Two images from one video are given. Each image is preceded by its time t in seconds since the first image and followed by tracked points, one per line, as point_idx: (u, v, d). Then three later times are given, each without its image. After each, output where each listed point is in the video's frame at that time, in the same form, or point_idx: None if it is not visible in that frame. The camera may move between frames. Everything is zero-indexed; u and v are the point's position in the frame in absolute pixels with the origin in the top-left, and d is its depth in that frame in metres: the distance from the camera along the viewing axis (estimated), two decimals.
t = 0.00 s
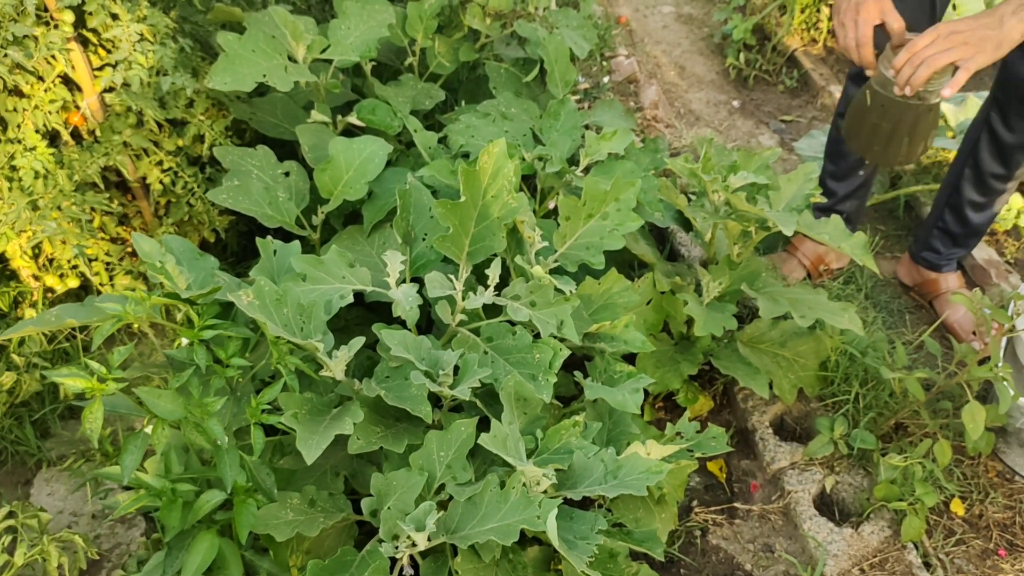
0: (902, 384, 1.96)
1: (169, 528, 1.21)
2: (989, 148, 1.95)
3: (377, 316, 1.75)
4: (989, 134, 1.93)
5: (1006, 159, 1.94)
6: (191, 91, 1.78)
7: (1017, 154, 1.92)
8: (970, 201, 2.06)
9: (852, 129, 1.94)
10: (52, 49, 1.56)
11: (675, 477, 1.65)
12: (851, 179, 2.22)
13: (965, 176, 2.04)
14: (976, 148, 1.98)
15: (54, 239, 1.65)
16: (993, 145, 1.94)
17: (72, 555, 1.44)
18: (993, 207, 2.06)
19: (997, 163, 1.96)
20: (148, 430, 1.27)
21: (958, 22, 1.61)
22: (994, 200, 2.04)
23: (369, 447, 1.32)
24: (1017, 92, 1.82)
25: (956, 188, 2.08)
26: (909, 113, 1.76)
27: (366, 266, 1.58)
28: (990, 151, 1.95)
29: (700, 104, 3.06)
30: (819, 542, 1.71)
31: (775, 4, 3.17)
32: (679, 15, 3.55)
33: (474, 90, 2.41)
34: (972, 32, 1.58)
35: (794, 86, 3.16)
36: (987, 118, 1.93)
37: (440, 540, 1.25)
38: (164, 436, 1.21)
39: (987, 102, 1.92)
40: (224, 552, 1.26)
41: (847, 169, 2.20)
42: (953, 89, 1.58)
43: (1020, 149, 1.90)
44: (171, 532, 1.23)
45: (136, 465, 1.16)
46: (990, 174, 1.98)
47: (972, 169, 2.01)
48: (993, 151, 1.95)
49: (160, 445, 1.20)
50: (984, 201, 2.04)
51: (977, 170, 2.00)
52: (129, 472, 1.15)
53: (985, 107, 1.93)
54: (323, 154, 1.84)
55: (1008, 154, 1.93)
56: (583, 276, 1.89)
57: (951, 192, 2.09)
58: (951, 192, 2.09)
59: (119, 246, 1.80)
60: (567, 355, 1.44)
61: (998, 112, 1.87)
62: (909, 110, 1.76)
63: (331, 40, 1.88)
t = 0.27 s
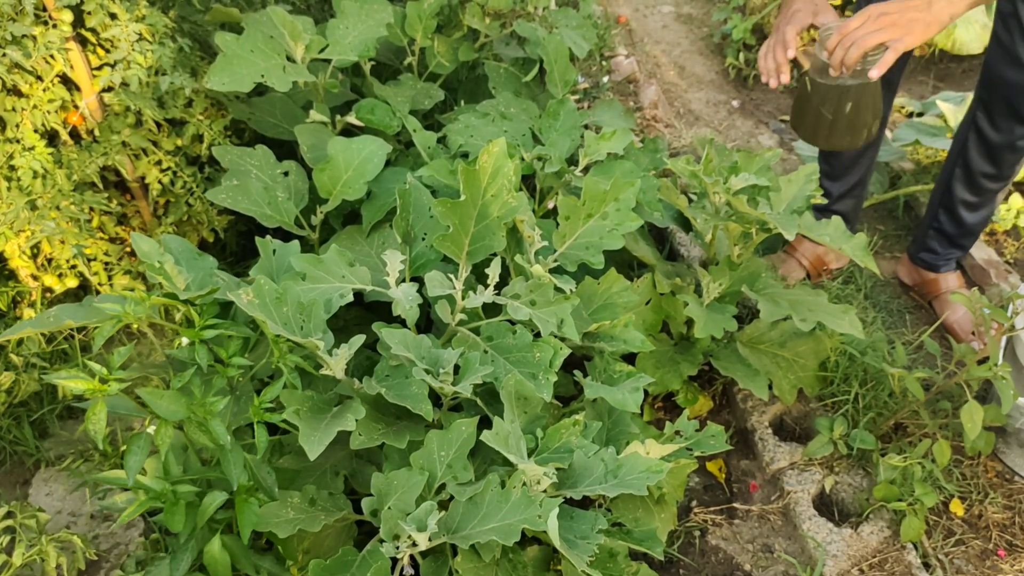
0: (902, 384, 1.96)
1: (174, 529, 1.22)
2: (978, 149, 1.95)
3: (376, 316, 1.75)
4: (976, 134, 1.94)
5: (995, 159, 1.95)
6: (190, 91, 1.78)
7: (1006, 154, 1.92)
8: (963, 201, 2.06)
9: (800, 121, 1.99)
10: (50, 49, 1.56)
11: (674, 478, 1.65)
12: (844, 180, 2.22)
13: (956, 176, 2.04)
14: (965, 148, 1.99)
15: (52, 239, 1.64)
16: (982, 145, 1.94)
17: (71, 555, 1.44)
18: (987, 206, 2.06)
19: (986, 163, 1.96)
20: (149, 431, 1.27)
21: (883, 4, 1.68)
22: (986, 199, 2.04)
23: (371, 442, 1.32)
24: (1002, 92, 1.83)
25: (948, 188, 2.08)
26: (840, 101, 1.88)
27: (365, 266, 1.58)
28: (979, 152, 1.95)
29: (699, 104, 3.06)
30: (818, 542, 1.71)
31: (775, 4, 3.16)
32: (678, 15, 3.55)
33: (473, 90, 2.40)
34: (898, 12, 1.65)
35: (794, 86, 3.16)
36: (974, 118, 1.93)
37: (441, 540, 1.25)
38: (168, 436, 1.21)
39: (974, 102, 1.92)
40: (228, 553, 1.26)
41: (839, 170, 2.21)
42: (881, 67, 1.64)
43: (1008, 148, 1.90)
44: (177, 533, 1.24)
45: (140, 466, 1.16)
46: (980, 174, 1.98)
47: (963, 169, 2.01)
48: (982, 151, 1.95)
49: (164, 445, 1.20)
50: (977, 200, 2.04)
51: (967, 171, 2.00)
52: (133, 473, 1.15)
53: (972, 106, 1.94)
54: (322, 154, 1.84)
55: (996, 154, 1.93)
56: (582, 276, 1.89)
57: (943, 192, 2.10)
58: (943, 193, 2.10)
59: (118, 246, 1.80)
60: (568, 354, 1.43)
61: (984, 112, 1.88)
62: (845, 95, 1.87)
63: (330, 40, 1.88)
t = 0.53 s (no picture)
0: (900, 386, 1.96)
1: (168, 532, 1.22)
2: (968, 149, 1.96)
3: (374, 317, 1.75)
4: (965, 134, 1.94)
5: (987, 159, 1.95)
6: (190, 91, 1.78)
7: (996, 152, 1.92)
8: (957, 202, 2.06)
9: (742, 94, 2.07)
10: (49, 49, 1.56)
11: (673, 479, 1.65)
12: (839, 181, 2.22)
13: (948, 177, 2.05)
14: (955, 149, 1.99)
15: (52, 239, 1.64)
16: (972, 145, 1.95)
17: (69, 556, 1.44)
18: (982, 205, 2.06)
19: (977, 162, 1.97)
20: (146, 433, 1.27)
21: None
22: (980, 199, 2.04)
23: (367, 450, 1.32)
24: (989, 91, 1.84)
25: (941, 189, 2.08)
26: (793, 86, 1.97)
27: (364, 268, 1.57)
28: (970, 151, 1.96)
29: (699, 104, 3.06)
30: (816, 544, 1.71)
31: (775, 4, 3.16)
32: (678, 15, 3.55)
33: (473, 90, 2.40)
34: None
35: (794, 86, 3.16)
36: (963, 119, 1.94)
37: (438, 545, 1.26)
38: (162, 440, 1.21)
39: (961, 102, 1.94)
40: (224, 556, 1.26)
41: (835, 170, 2.21)
42: (819, 51, 1.72)
43: (998, 147, 1.91)
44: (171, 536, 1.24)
45: (133, 469, 1.16)
46: (972, 174, 1.99)
47: (955, 169, 2.02)
48: (972, 151, 1.96)
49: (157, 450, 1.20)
50: (971, 200, 2.05)
51: (960, 171, 2.01)
52: (126, 476, 1.15)
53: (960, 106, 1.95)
54: (321, 154, 1.84)
55: (987, 153, 1.94)
56: (581, 277, 1.89)
57: (937, 193, 2.10)
58: (937, 193, 2.10)
59: (118, 246, 1.80)
60: (566, 357, 1.44)
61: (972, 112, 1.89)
62: (800, 80, 1.96)
63: (329, 40, 1.88)
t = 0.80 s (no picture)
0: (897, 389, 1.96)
1: (163, 535, 1.22)
2: (958, 149, 1.98)
3: (372, 318, 1.75)
4: (954, 135, 1.96)
5: (977, 158, 1.97)
6: (189, 91, 1.78)
7: (986, 151, 1.94)
8: (950, 202, 2.08)
9: (690, 88, 2.26)
10: (49, 49, 1.56)
11: (669, 482, 1.65)
12: (834, 184, 2.22)
13: (940, 178, 2.06)
14: (944, 150, 2.01)
15: (50, 238, 1.65)
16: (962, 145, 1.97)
17: (66, 556, 1.44)
18: (975, 205, 2.07)
19: (968, 162, 1.99)
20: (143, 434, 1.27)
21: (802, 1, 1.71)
22: (973, 199, 2.06)
23: (363, 451, 1.33)
24: (976, 91, 1.86)
25: (934, 190, 2.10)
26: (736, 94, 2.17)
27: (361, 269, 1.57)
28: (960, 152, 1.98)
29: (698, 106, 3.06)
30: (813, 546, 1.72)
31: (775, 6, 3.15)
32: (678, 17, 3.55)
33: (472, 91, 2.41)
34: (817, 12, 1.70)
35: (793, 89, 3.16)
36: (951, 120, 1.96)
37: (433, 546, 1.26)
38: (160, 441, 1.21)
39: (949, 103, 1.96)
40: (219, 555, 1.26)
41: (830, 173, 2.21)
42: (803, 76, 1.70)
43: (987, 146, 1.93)
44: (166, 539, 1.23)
45: (131, 470, 1.16)
46: (964, 174, 2.01)
47: (946, 170, 2.03)
48: (962, 151, 1.98)
49: (156, 450, 1.20)
50: (963, 200, 2.06)
51: (951, 171, 2.02)
52: (125, 477, 1.15)
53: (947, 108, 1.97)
54: (320, 155, 1.84)
55: (976, 152, 1.96)
56: (579, 280, 1.90)
57: (931, 195, 2.11)
58: (930, 195, 2.11)
59: (116, 246, 1.80)
60: (562, 359, 1.43)
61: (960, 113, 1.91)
62: (740, 93, 2.16)
63: (329, 41, 1.88)
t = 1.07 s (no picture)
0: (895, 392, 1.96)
1: (157, 535, 1.21)
2: (950, 149, 1.99)
3: (370, 318, 1.75)
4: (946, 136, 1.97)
5: (969, 158, 1.97)
6: (189, 90, 1.77)
7: (977, 150, 1.95)
8: (945, 203, 2.08)
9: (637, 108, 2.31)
10: (48, 46, 1.56)
11: (666, 483, 1.65)
12: (830, 186, 2.22)
13: (934, 179, 2.07)
14: (937, 150, 2.02)
15: (49, 235, 1.65)
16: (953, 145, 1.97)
17: (62, 553, 1.45)
18: (970, 206, 2.07)
19: (961, 162, 1.99)
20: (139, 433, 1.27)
21: (933, 49, 1.75)
22: (968, 199, 2.06)
23: (359, 453, 1.33)
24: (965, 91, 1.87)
25: (928, 190, 2.10)
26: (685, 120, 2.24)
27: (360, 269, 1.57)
28: (952, 152, 1.99)
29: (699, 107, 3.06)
30: (809, 549, 1.72)
31: (777, 7, 3.15)
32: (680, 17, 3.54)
33: (472, 91, 2.41)
34: (956, 51, 1.73)
35: (794, 90, 3.16)
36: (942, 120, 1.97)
37: (429, 548, 1.26)
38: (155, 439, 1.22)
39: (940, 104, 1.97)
40: (214, 554, 1.26)
41: (824, 176, 2.21)
42: (966, 113, 1.77)
43: (979, 145, 1.94)
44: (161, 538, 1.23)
45: (125, 469, 1.16)
46: (957, 174, 2.01)
47: (940, 171, 2.04)
48: (954, 151, 1.99)
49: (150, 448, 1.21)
50: (958, 201, 2.06)
51: (944, 171, 2.03)
52: (119, 476, 1.15)
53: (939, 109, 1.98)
54: (319, 154, 1.83)
55: (968, 152, 1.96)
56: (577, 281, 1.90)
57: (925, 196, 2.12)
58: (925, 196, 2.12)
59: (115, 244, 1.81)
60: (560, 361, 1.43)
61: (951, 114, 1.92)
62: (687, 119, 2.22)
63: (329, 40, 1.88)
